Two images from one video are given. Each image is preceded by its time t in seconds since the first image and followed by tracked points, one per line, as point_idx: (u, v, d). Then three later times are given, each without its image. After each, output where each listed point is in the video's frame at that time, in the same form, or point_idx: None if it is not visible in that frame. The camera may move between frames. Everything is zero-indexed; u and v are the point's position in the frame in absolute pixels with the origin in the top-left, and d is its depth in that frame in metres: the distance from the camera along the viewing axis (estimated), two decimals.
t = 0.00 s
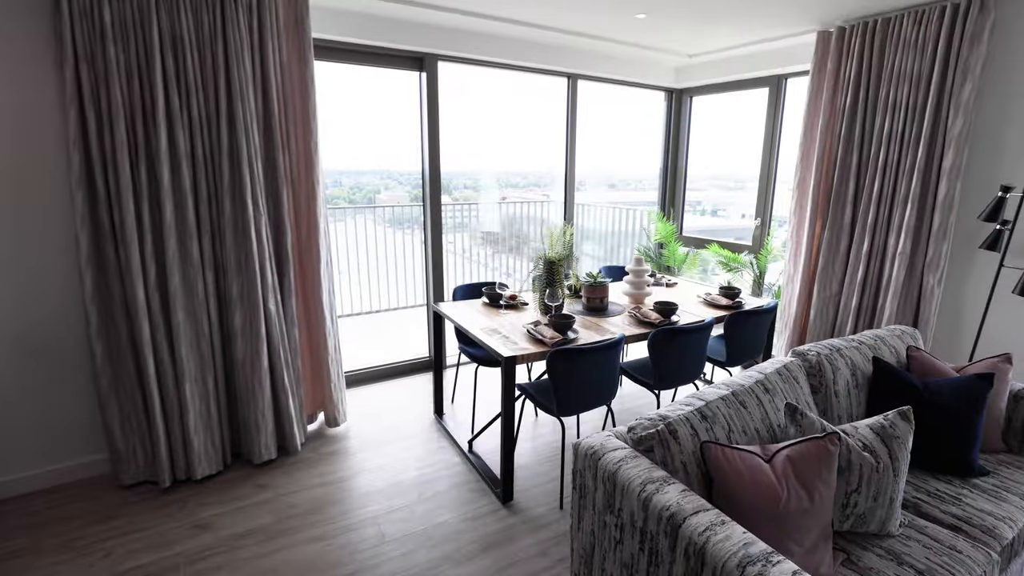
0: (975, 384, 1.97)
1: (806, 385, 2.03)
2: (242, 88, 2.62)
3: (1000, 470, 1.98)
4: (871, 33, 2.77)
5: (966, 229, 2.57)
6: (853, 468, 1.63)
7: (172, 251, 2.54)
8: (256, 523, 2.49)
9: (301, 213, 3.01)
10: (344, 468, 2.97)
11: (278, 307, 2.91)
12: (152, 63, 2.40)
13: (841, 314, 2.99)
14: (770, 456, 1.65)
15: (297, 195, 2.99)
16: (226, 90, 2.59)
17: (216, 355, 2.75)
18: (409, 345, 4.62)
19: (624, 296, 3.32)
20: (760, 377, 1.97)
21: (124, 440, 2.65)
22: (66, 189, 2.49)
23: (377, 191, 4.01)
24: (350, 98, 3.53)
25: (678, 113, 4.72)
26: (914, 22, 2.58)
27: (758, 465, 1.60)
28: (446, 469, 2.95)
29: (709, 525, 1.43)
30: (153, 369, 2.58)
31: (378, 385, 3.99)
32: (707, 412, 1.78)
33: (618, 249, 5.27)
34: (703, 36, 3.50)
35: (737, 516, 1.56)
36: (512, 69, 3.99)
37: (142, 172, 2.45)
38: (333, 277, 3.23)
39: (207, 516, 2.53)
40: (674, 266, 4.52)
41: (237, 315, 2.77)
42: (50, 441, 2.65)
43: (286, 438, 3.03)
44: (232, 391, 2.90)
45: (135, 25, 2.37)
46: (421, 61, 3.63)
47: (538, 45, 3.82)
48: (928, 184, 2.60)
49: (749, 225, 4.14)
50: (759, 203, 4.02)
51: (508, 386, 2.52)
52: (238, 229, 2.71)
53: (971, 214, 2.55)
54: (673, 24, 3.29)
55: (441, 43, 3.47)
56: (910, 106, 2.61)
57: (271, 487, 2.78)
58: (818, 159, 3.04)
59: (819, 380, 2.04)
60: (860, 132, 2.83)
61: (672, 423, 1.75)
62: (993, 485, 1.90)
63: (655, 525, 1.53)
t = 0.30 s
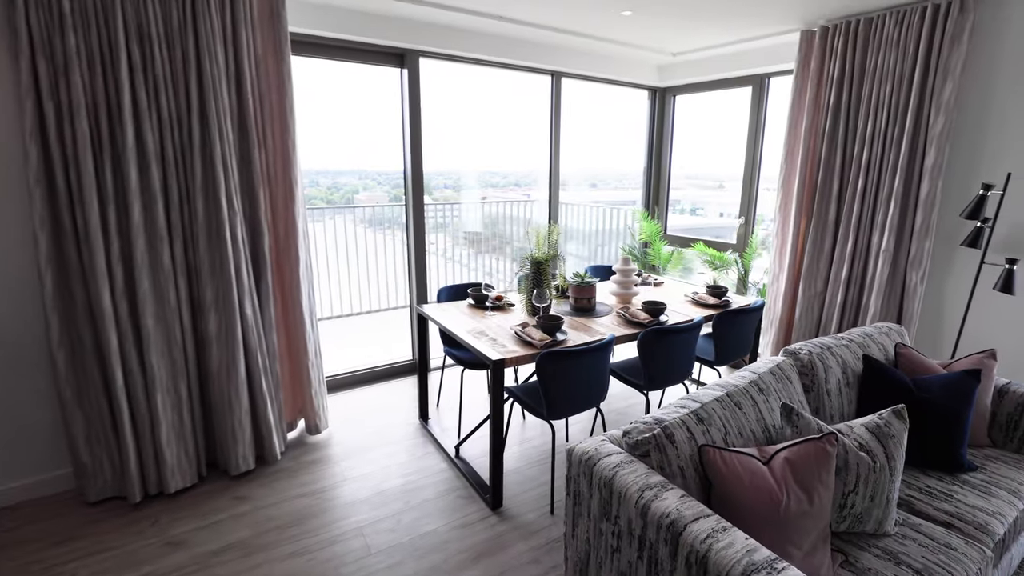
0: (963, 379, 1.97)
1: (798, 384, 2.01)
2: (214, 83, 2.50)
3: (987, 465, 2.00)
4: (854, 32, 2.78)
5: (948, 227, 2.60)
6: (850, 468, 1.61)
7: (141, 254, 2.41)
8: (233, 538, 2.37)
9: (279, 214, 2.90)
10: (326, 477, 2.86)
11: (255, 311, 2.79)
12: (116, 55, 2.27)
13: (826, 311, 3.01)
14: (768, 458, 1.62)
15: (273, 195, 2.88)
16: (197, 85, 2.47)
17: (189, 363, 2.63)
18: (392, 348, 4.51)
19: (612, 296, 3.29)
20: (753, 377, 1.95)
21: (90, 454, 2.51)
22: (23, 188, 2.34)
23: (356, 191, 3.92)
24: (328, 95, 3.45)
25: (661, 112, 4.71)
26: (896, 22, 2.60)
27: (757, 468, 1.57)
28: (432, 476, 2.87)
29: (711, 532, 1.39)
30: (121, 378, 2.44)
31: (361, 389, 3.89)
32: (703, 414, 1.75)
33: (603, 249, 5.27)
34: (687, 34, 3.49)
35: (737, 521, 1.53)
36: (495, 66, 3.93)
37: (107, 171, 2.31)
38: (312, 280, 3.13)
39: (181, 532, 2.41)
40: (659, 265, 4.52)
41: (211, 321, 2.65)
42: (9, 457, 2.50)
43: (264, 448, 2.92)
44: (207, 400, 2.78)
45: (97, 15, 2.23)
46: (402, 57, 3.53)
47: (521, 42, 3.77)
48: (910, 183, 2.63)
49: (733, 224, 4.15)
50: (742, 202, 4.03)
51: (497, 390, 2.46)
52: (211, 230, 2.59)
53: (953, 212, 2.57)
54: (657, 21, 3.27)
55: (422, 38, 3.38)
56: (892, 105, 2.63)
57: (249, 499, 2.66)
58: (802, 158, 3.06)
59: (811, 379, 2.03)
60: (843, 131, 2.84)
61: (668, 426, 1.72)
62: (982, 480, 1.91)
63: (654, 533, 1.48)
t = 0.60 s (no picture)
0: (950, 375, 1.98)
1: (791, 384, 2.00)
2: (181, 76, 2.37)
3: (975, 459, 2.01)
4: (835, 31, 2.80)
5: (929, 224, 2.63)
6: (848, 468, 1.59)
7: (103, 257, 2.26)
8: (207, 556, 2.25)
9: (252, 214, 2.78)
10: (306, 488, 2.75)
11: (228, 316, 2.66)
12: (73, 45, 2.13)
13: (811, 309, 3.02)
14: (766, 460, 1.59)
15: (247, 194, 2.75)
16: (163, 78, 2.33)
17: (158, 372, 2.49)
18: (373, 352, 4.39)
19: (598, 295, 3.25)
20: (747, 377, 1.93)
21: (49, 471, 2.35)
22: None
23: (332, 192, 3.78)
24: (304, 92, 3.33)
25: (644, 110, 4.70)
26: (877, 21, 2.61)
27: (755, 471, 1.54)
28: (417, 484, 2.78)
29: (714, 539, 1.35)
30: (82, 389, 2.29)
31: (341, 395, 3.77)
32: (699, 417, 1.72)
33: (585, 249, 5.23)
34: (669, 32, 3.47)
35: (737, 525, 1.49)
36: (476, 63, 3.85)
37: (64, 169, 2.17)
38: (289, 283, 3.00)
39: (150, 552, 2.27)
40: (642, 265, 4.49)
41: (182, 327, 2.51)
42: None
43: (240, 459, 2.79)
44: (178, 410, 2.64)
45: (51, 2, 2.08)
46: (381, 52, 3.43)
47: (503, 38, 3.70)
48: (892, 181, 2.65)
49: (716, 222, 4.16)
50: (725, 201, 4.05)
51: (485, 394, 2.39)
52: (180, 231, 2.46)
53: (934, 209, 2.60)
54: (641, 18, 3.24)
55: (401, 33, 3.29)
56: (874, 104, 2.65)
57: (223, 514, 2.53)
58: (785, 156, 3.06)
59: (803, 379, 2.01)
60: (826, 129, 2.85)
61: (664, 430, 1.67)
62: (970, 475, 1.92)
63: (654, 541, 1.44)
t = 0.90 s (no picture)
0: (936, 373, 1.99)
1: (782, 384, 1.99)
2: (145, 68, 2.23)
3: (959, 455, 2.02)
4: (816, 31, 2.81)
5: (908, 223, 2.66)
6: (844, 470, 1.58)
7: (60, 262, 2.11)
8: None
9: (223, 216, 2.65)
10: (285, 501, 2.63)
11: (199, 322, 2.53)
12: (23, 34, 1.97)
13: (793, 307, 3.04)
14: (763, 464, 1.57)
15: (217, 195, 2.62)
16: (124, 70, 2.19)
17: (123, 383, 2.34)
18: (352, 356, 4.27)
19: (583, 296, 3.22)
20: (739, 378, 1.91)
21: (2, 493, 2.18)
22: None
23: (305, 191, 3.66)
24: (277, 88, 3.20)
25: (625, 109, 4.69)
26: (857, 22, 2.64)
27: (753, 475, 1.51)
28: (402, 494, 2.69)
29: (716, 549, 1.32)
30: (39, 404, 2.13)
31: (320, 402, 3.64)
32: (694, 421, 1.68)
33: (566, 249, 5.22)
34: (651, 31, 3.46)
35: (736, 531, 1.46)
36: (456, 59, 3.77)
37: (15, 167, 2.01)
38: (263, 287, 2.88)
39: None
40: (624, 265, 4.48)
41: (148, 336, 2.37)
42: None
43: (213, 473, 2.65)
44: (145, 423, 2.49)
45: None
46: (358, 48, 3.33)
47: (483, 35, 3.64)
48: (873, 180, 2.68)
49: (698, 222, 4.18)
50: (707, 199, 4.07)
51: (471, 400, 2.32)
52: (145, 234, 2.32)
53: (913, 208, 2.64)
54: (623, 16, 3.22)
55: (379, 28, 3.19)
56: (854, 104, 2.67)
57: (196, 532, 2.40)
58: (767, 156, 3.08)
59: (794, 379, 2.01)
60: (807, 129, 2.87)
61: (660, 435, 1.64)
62: (957, 471, 1.93)
63: (654, 552, 1.40)
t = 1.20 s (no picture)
0: (919, 371, 2.02)
1: (772, 386, 1.99)
2: (106, 64, 2.09)
3: (942, 451, 2.05)
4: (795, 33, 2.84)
5: (886, 222, 2.71)
6: (838, 472, 1.58)
7: (13, 270, 1.96)
8: None
9: (194, 220, 2.52)
10: (263, 517, 2.52)
11: (168, 332, 2.40)
12: None
13: (775, 307, 3.08)
14: (760, 468, 1.56)
15: (187, 197, 2.49)
16: (83, 66, 2.05)
17: (85, 398, 2.20)
18: (329, 362, 4.15)
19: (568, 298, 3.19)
20: (731, 381, 1.90)
21: None
22: None
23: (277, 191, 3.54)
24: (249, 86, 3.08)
25: (605, 109, 4.69)
26: (835, 25, 2.67)
27: (751, 481, 1.50)
28: (387, 505, 2.61)
29: (719, 560, 1.30)
30: None
31: (297, 410, 3.52)
32: (689, 427, 1.66)
33: (546, 250, 5.18)
34: (632, 31, 3.45)
35: (736, 539, 1.44)
36: (435, 58, 3.70)
37: None
38: (237, 293, 2.76)
39: None
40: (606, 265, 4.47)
41: (113, 347, 2.24)
42: None
43: (185, 490, 2.52)
44: (111, 439, 2.35)
45: None
46: (334, 45, 3.23)
47: (463, 34, 3.57)
48: (852, 180, 2.72)
49: (679, 222, 4.20)
50: (688, 199, 4.09)
51: (459, 409, 2.26)
52: (109, 239, 2.18)
53: (891, 208, 2.69)
54: (604, 16, 3.20)
55: (356, 25, 3.10)
56: (833, 105, 2.71)
57: (169, 553, 2.28)
58: (748, 157, 3.10)
59: (783, 380, 2.01)
60: (788, 130, 2.90)
61: (657, 442, 1.61)
62: (941, 467, 1.96)
63: (656, 564, 1.37)
